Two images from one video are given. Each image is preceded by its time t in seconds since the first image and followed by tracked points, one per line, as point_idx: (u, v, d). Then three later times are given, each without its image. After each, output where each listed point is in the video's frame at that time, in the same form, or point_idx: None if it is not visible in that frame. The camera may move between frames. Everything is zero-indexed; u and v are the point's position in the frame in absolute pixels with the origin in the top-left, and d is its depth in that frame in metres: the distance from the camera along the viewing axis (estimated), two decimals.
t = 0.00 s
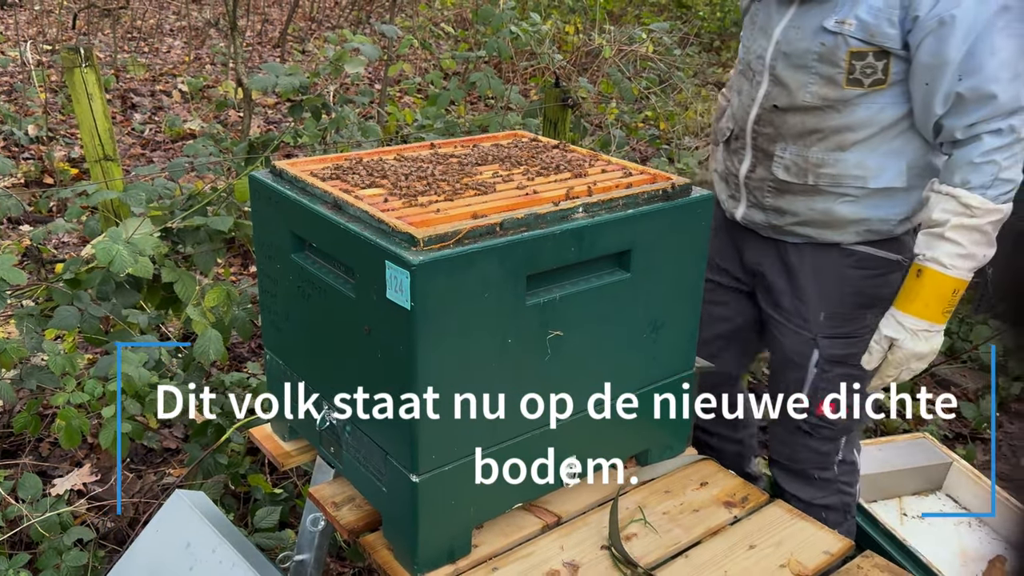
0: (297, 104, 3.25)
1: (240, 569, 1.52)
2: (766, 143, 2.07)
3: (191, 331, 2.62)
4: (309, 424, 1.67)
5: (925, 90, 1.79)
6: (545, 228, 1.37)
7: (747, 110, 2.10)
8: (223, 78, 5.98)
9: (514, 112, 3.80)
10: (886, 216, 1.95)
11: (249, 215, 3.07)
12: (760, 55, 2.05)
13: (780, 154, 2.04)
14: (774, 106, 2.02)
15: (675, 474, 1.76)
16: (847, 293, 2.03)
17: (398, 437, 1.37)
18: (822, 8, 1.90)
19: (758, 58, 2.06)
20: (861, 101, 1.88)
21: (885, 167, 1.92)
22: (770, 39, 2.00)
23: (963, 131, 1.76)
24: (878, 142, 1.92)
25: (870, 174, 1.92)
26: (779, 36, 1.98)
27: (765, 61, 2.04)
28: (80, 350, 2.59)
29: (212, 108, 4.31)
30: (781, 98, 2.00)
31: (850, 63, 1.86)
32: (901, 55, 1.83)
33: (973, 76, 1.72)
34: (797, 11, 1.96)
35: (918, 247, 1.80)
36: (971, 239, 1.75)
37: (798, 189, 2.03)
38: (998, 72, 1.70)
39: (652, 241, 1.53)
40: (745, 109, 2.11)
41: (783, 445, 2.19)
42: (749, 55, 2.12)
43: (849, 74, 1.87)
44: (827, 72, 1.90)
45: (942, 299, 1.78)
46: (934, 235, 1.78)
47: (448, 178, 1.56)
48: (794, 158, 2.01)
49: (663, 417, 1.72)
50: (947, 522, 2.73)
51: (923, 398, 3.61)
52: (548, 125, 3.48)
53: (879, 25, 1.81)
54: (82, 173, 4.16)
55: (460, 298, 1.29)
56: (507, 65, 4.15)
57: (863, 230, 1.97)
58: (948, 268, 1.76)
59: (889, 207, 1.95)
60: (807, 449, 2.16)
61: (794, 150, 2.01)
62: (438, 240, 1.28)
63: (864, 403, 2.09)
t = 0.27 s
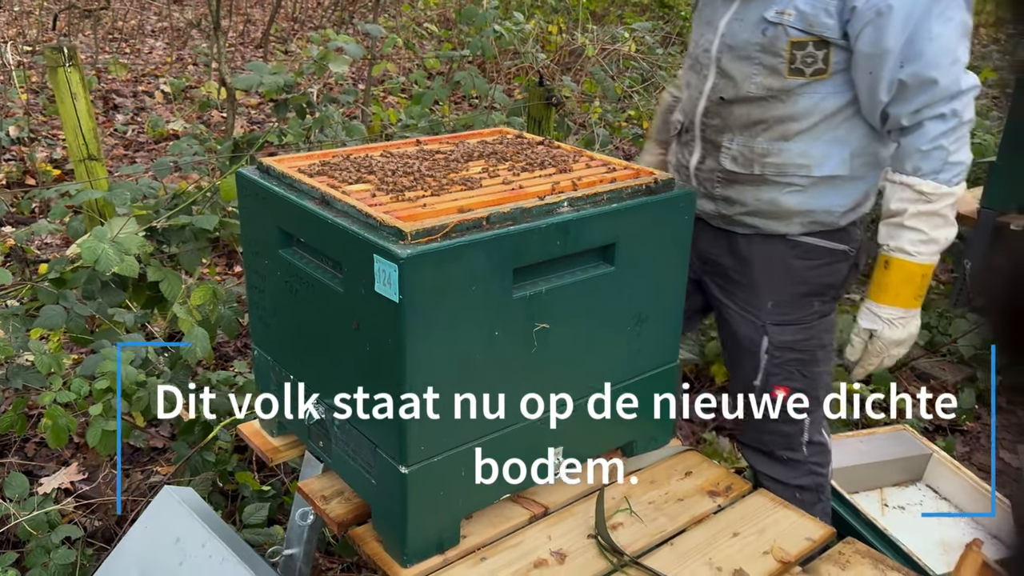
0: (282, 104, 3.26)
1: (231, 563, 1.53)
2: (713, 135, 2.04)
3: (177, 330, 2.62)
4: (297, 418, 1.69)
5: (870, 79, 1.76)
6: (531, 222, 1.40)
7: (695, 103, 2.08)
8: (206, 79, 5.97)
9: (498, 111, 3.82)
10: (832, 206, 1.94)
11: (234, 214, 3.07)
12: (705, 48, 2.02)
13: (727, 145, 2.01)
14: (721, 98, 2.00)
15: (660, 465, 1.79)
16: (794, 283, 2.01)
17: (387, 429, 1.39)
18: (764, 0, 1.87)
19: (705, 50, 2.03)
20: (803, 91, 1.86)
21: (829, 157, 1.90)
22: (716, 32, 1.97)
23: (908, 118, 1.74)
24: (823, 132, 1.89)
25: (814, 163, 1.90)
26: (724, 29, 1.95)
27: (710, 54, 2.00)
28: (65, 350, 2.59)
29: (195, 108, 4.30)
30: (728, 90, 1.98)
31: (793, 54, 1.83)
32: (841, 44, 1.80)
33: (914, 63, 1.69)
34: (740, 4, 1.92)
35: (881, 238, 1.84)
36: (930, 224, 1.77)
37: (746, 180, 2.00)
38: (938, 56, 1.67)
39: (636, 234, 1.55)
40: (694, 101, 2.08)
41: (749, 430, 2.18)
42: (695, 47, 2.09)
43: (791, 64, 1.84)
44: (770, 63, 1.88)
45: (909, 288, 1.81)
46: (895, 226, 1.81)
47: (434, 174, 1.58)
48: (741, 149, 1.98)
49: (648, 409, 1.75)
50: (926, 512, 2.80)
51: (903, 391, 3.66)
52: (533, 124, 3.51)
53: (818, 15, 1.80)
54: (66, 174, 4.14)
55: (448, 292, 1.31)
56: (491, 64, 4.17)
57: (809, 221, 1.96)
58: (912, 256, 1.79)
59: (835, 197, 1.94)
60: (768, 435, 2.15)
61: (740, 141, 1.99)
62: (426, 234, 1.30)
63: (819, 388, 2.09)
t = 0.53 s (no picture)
0: (254, 105, 3.24)
1: (209, 562, 1.53)
2: (620, 142, 2.07)
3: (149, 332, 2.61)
4: (273, 417, 1.69)
5: (767, 76, 1.85)
6: (505, 220, 1.41)
7: (597, 113, 2.08)
8: (175, 79, 5.91)
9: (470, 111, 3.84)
10: (734, 197, 2.00)
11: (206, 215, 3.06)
12: (600, 62, 2.01)
13: (634, 151, 2.04)
14: (625, 107, 2.01)
15: (634, 458, 1.82)
16: (704, 265, 2.06)
17: (364, 426, 1.40)
18: (654, 12, 1.89)
19: (600, 65, 2.02)
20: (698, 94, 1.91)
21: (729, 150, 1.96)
22: (611, 47, 1.97)
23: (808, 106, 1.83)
24: (721, 126, 1.95)
25: (714, 158, 1.95)
26: (620, 43, 1.95)
27: (606, 68, 2.01)
28: (35, 353, 2.56)
29: (165, 109, 4.27)
30: (631, 99, 1.99)
31: (690, 60, 1.87)
32: (732, 46, 1.88)
33: (808, 55, 1.79)
34: (631, 17, 1.94)
35: (791, 206, 1.89)
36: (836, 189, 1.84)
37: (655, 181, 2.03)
38: (829, 50, 1.79)
39: (608, 231, 1.58)
40: (595, 112, 2.09)
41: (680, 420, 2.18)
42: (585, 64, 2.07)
43: (688, 69, 1.88)
44: (668, 70, 1.90)
45: (822, 252, 1.86)
46: (804, 196, 1.86)
47: (407, 173, 1.59)
48: (648, 152, 2.01)
49: (621, 404, 1.77)
50: (893, 504, 2.87)
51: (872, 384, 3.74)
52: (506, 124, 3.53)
53: (709, 23, 1.85)
54: (33, 176, 4.09)
55: (425, 289, 1.33)
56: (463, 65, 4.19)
57: (714, 211, 2.01)
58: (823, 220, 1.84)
59: (736, 185, 2.00)
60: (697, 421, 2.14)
61: (646, 145, 2.01)
62: (401, 231, 1.32)
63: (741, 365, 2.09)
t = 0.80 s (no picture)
0: (225, 110, 3.22)
1: None
2: (562, 122, 2.33)
3: (121, 341, 2.58)
4: (253, 427, 1.68)
5: (680, 40, 2.20)
6: (487, 227, 1.42)
7: (536, 98, 2.32)
8: (140, 84, 5.83)
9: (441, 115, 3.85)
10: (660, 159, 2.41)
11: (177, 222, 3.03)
12: (535, 48, 2.26)
13: (576, 126, 2.32)
14: (567, 87, 2.27)
15: (614, 460, 1.84)
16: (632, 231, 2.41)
17: (349, 434, 1.40)
18: None
19: (534, 50, 2.26)
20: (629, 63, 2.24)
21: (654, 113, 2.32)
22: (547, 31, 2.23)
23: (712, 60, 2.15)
24: (647, 95, 2.31)
25: (645, 124, 2.31)
26: (553, 27, 2.22)
27: (542, 53, 2.25)
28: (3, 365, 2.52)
29: (131, 114, 4.21)
30: (572, 79, 2.26)
31: (625, 36, 2.20)
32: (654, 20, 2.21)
33: (714, 23, 2.16)
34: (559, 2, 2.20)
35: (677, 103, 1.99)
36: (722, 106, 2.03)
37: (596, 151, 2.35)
38: (723, 14, 2.18)
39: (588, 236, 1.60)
40: (534, 98, 2.32)
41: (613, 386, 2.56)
42: (514, 53, 2.31)
43: (623, 44, 2.21)
44: (605, 48, 2.21)
45: (708, 136, 1.91)
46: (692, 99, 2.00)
47: (387, 180, 1.59)
48: (590, 126, 2.31)
49: (601, 407, 1.79)
50: (866, 500, 2.93)
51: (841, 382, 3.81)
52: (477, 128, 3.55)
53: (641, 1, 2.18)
54: None
55: (409, 296, 1.33)
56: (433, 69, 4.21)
57: (647, 172, 2.38)
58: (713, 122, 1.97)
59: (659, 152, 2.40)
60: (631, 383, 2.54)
61: (587, 120, 2.31)
62: (384, 239, 1.32)
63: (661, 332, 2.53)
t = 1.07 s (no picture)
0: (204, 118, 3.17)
1: None
2: (533, 129, 2.40)
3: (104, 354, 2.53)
4: (250, 440, 1.66)
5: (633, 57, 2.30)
6: (489, 235, 1.42)
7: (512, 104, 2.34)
8: (107, 91, 5.73)
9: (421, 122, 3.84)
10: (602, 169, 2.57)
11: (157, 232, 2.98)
12: (518, 53, 2.27)
13: (547, 136, 2.40)
14: (543, 96, 2.32)
15: (612, 464, 1.84)
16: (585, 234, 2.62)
17: (353, 445, 1.38)
18: (577, 9, 2.22)
19: (517, 55, 2.28)
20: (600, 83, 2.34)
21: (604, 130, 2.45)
22: (534, 39, 2.24)
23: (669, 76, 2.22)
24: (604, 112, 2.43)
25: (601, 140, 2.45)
26: (541, 36, 2.24)
27: (525, 59, 2.27)
28: None
29: (101, 122, 4.14)
30: (550, 89, 2.31)
31: (605, 52, 2.27)
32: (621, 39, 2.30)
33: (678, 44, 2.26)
34: (550, 11, 2.23)
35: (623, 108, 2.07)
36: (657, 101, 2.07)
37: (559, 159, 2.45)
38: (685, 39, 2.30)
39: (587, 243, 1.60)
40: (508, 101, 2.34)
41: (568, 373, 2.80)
42: (493, 54, 2.30)
43: (603, 61, 2.28)
44: (586, 63, 2.27)
45: (652, 126, 1.97)
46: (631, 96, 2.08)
47: (385, 189, 1.58)
48: (559, 137, 2.41)
49: (599, 412, 1.79)
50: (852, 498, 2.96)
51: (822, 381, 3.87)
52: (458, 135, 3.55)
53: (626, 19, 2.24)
54: None
55: (413, 305, 1.32)
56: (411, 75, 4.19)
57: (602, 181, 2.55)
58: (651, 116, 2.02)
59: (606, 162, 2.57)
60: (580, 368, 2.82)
61: (556, 131, 2.40)
62: (389, 249, 1.31)
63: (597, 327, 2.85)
